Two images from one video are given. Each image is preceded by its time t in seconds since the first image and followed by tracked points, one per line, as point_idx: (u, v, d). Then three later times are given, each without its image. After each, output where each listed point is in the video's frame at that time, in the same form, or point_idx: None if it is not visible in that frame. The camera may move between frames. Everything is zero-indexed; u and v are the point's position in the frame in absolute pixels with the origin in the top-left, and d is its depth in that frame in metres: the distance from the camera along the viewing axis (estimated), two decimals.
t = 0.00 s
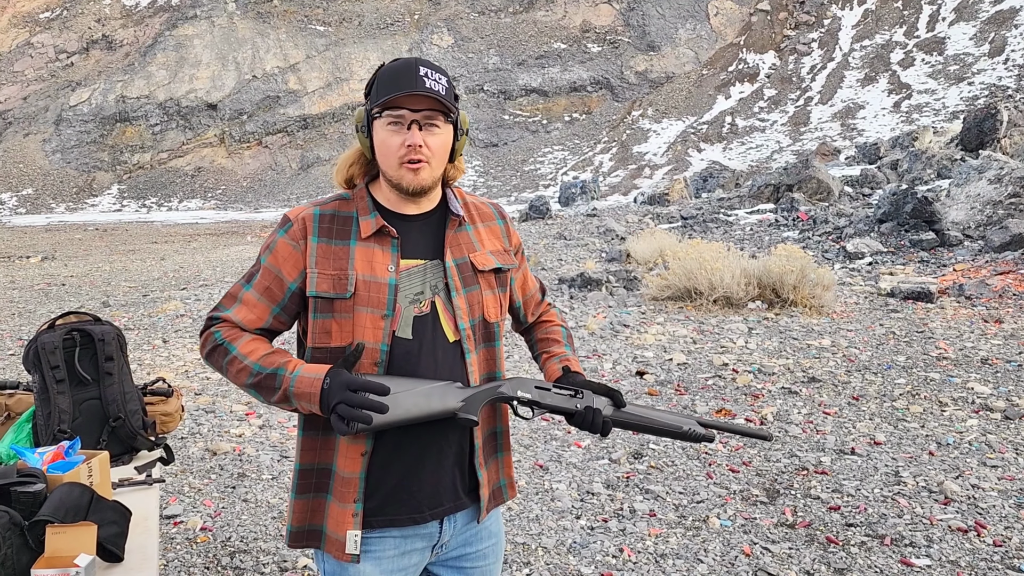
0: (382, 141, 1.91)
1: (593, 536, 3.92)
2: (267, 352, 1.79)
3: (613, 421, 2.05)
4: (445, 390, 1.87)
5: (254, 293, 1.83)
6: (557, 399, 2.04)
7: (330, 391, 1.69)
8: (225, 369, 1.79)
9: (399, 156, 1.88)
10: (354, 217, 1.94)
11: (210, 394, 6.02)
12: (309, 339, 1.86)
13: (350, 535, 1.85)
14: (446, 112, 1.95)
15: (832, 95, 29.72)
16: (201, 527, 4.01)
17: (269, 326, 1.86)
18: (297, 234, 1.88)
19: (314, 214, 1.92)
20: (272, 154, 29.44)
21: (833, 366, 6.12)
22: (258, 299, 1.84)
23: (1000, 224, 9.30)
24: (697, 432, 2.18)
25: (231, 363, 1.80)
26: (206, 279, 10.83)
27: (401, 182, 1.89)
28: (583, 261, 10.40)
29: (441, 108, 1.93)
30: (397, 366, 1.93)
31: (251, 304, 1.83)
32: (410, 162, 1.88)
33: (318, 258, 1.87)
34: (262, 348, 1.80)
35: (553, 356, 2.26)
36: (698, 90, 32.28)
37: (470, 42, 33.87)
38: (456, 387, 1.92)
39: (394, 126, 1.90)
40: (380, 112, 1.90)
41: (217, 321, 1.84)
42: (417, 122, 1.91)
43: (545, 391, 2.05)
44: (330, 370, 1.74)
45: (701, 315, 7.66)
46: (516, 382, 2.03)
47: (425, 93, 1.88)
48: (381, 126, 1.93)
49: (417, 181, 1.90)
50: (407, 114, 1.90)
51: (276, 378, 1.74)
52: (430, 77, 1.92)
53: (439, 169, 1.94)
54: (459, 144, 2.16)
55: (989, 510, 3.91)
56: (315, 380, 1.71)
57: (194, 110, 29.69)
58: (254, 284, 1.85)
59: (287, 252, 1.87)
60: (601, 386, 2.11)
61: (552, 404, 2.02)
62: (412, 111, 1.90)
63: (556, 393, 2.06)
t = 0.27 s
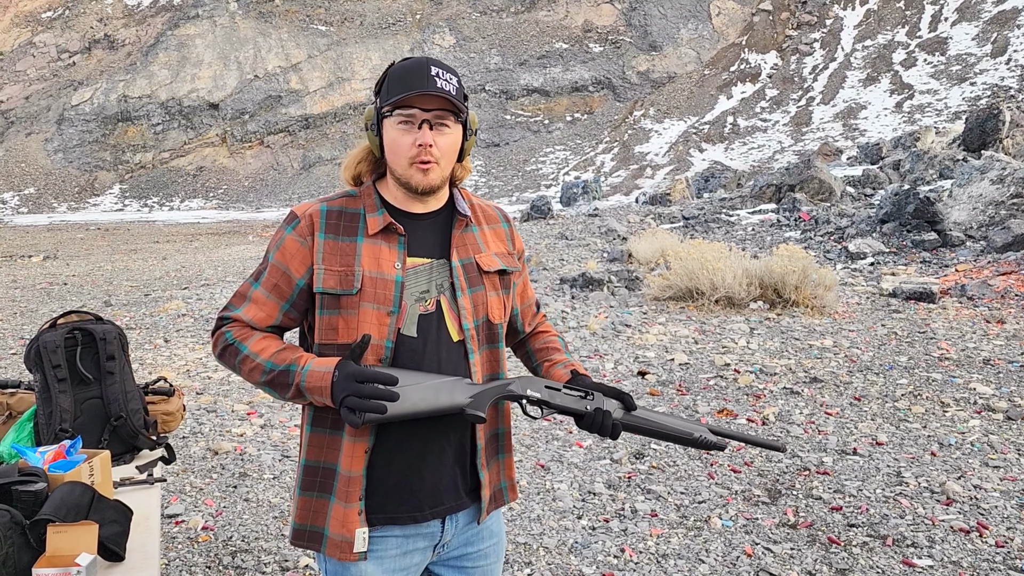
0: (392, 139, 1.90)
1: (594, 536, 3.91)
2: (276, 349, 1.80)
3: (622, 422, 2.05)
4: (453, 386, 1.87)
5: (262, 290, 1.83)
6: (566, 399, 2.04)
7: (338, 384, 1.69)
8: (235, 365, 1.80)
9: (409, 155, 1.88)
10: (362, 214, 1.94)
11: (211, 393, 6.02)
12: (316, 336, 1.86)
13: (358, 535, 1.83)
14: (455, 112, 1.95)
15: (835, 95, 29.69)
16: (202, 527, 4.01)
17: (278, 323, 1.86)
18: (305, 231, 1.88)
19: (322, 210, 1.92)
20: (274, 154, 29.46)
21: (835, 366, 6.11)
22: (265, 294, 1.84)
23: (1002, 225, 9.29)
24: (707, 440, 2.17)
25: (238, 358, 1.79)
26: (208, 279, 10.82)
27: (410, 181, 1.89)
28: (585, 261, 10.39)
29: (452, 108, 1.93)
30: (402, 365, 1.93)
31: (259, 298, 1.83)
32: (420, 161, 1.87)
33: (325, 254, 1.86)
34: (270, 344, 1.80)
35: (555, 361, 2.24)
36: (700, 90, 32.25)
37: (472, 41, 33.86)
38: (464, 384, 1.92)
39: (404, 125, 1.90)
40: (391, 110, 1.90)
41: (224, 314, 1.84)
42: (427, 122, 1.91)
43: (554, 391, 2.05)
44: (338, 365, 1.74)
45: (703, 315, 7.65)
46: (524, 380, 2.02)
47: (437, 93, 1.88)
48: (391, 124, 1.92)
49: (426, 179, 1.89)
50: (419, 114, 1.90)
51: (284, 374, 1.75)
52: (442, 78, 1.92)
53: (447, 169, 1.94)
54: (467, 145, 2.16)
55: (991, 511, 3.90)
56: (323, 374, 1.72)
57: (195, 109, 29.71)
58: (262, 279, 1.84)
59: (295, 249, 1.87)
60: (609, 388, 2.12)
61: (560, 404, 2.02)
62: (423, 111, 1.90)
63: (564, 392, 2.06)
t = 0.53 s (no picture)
0: (394, 138, 1.90)
1: (594, 538, 3.91)
2: (280, 349, 1.80)
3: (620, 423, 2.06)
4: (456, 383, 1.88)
5: (265, 291, 1.83)
6: (565, 398, 2.04)
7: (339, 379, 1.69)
8: (239, 366, 1.80)
9: (411, 155, 1.87)
10: (364, 215, 1.94)
11: (212, 394, 6.03)
12: (318, 336, 1.86)
13: (362, 534, 1.84)
14: (457, 113, 1.95)
15: (834, 96, 29.71)
16: (202, 527, 4.00)
17: (281, 323, 1.86)
18: (307, 230, 1.88)
19: (324, 211, 1.92)
20: (274, 155, 29.48)
21: (835, 367, 6.11)
22: (269, 296, 1.84)
23: (1002, 226, 9.29)
24: (702, 441, 2.16)
25: (241, 359, 1.79)
26: (208, 279, 10.82)
27: (411, 180, 1.89)
28: (585, 262, 10.40)
29: (454, 110, 1.93)
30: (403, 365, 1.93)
31: (262, 300, 1.83)
32: (421, 161, 1.87)
33: (327, 254, 1.86)
34: (272, 344, 1.80)
35: (551, 362, 2.21)
36: (700, 90, 32.25)
37: (472, 42, 33.89)
38: (465, 380, 1.92)
39: (406, 125, 1.89)
40: (393, 111, 1.90)
41: (231, 318, 1.84)
42: (429, 121, 1.91)
43: (554, 390, 2.06)
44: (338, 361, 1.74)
45: (703, 315, 7.66)
46: (525, 378, 2.03)
47: (439, 93, 1.88)
48: (393, 123, 1.92)
49: (427, 180, 1.89)
50: (421, 114, 1.90)
51: (286, 373, 1.74)
52: (444, 78, 1.92)
53: (449, 170, 1.94)
54: (468, 145, 2.16)
55: (992, 512, 3.90)
56: (323, 371, 1.71)
57: (196, 110, 29.72)
58: (265, 281, 1.84)
59: (297, 248, 1.86)
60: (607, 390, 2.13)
61: (561, 403, 2.03)
62: (426, 111, 1.90)
63: (564, 391, 2.06)
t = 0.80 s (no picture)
0: (389, 139, 1.90)
1: (595, 537, 3.91)
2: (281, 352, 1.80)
3: (604, 430, 2.06)
4: (448, 381, 1.87)
5: (266, 296, 1.83)
6: (552, 401, 2.03)
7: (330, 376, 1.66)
8: (242, 372, 1.81)
9: (407, 156, 1.87)
10: (361, 216, 1.94)
11: (211, 394, 6.03)
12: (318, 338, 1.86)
13: (366, 535, 1.85)
14: (452, 111, 1.94)
15: (834, 96, 29.71)
16: (202, 528, 4.01)
17: (284, 328, 1.86)
18: (305, 234, 1.88)
19: (322, 213, 1.92)
20: (274, 155, 29.48)
21: (835, 367, 6.11)
22: (270, 301, 1.84)
23: (1002, 226, 9.29)
24: (678, 452, 2.15)
25: (244, 365, 1.80)
26: (207, 280, 10.82)
27: (407, 182, 1.89)
28: (585, 262, 10.40)
29: (450, 109, 1.93)
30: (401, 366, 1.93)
31: (264, 305, 1.83)
32: (417, 162, 1.88)
33: (325, 256, 1.86)
34: (273, 349, 1.80)
35: (537, 362, 2.24)
36: (700, 90, 32.26)
37: (472, 42, 33.89)
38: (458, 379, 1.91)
39: (401, 126, 1.89)
40: (387, 113, 1.90)
41: (235, 326, 1.85)
42: (425, 121, 1.91)
43: (542, 393, 2.04)
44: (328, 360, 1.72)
45: (703, 315, 7.66)
46: (515, 380, 2.03)
47: (434, 93, 1.87)
48: (389, 125, 1.92)
49: (424, 181, 1.89)
50: (416, 114, 1.90)
51: (284, 377, 1.73)
52: (438, 78, 1.92)
53: (446, 170, 1.94)
54: (465, 145, 2.16)
55: (991, 512, 3.90)
56: (316, 369, 1.69)
57: (195, 110, 29.72)
58: (265, 286, 1.84)
59: (296, 252, 1.86)
60: (593, 395, 2.12)
61: (547, 407, 2.01)
62: (421, 111, 1.90)
63: (551, 395, 2.05)
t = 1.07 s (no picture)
0: (387, 142, 1.90)
1: (594, 538, 3.91)
2: (277, 359, 1.80)
3: (588, 430, 2.07)
4: (428, 392, 1.84)
5: (266, 300, 1.84)
6: (536, 406, 2.02)
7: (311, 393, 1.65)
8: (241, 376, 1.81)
9: (404, 157, 1.88)
10: (359, 217, 1.94)
11: (211, 395, 6.03)
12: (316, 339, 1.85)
13: (364, 537, 1.84)
14: (450, 114, 1.95)
15: (833, 96, 29.73)
16: (201, 528, 4.01)
17: (285, 331, 1.87)
18: (303, 236, 1.88)
19: (319, 215, 1.92)
20: (273, 156, 29.50)
21: (834, 367, 6.11)
22: (269, 304, 1.84)
23: (1001, 226, 9.30)
24: (661, 445, 2.20)
25: (243, 369, 1.80)
26: (206, 281, 10.83)
27: (405, 183, 1.89)
28: (584, 262, 10.40)
29: (447, 110, 1.93)
30: (399, 366, 1.93)
31: (264, 309, 1.84)
32: (414, 163, 1.88)
33: (324, 258, 1.86)
34: (270, 355, 1.80)
35: (525, 363, 2.27)
36: (699, 91, 32.28)
37: (471, 43, 33.91)
38: (441, 388, 1.88)
39: (399, 128, 1.89)
40: (384, 114, 1.90)
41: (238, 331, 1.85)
42: (423, 123, 1.91)
43: (525, 398, 2.03)
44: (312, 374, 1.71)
45: (703, 315, 7.66)
46: (496, 387, 1.99)
47: (430, 95, 1.87)
48: (385, 127, 1.92)
49: (421, 182, 1.90)
50: (414, 116, 1.90)
51: (278, 386, 1.73)
52: (435, 79, 1.92)
53: (443, 171, 1.95)
54: (462, 145, 2.16)
55: (990, 512, 3.90)
56: (299, 385, 1.68)
57: (194, 111, 29.71)
58: (265, 290, 1.84)
59: (295, 254, 1.86)
60: (578, 396, 2.13)
61: (531, 411, 2.00)
62: (417, 113, 1.90)
63: (536, 399, 2.05)
